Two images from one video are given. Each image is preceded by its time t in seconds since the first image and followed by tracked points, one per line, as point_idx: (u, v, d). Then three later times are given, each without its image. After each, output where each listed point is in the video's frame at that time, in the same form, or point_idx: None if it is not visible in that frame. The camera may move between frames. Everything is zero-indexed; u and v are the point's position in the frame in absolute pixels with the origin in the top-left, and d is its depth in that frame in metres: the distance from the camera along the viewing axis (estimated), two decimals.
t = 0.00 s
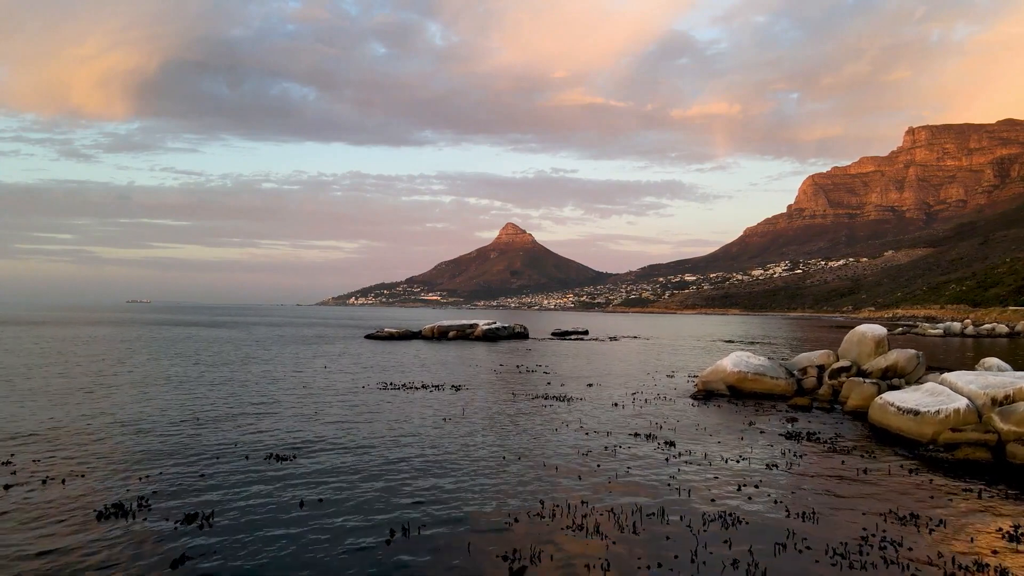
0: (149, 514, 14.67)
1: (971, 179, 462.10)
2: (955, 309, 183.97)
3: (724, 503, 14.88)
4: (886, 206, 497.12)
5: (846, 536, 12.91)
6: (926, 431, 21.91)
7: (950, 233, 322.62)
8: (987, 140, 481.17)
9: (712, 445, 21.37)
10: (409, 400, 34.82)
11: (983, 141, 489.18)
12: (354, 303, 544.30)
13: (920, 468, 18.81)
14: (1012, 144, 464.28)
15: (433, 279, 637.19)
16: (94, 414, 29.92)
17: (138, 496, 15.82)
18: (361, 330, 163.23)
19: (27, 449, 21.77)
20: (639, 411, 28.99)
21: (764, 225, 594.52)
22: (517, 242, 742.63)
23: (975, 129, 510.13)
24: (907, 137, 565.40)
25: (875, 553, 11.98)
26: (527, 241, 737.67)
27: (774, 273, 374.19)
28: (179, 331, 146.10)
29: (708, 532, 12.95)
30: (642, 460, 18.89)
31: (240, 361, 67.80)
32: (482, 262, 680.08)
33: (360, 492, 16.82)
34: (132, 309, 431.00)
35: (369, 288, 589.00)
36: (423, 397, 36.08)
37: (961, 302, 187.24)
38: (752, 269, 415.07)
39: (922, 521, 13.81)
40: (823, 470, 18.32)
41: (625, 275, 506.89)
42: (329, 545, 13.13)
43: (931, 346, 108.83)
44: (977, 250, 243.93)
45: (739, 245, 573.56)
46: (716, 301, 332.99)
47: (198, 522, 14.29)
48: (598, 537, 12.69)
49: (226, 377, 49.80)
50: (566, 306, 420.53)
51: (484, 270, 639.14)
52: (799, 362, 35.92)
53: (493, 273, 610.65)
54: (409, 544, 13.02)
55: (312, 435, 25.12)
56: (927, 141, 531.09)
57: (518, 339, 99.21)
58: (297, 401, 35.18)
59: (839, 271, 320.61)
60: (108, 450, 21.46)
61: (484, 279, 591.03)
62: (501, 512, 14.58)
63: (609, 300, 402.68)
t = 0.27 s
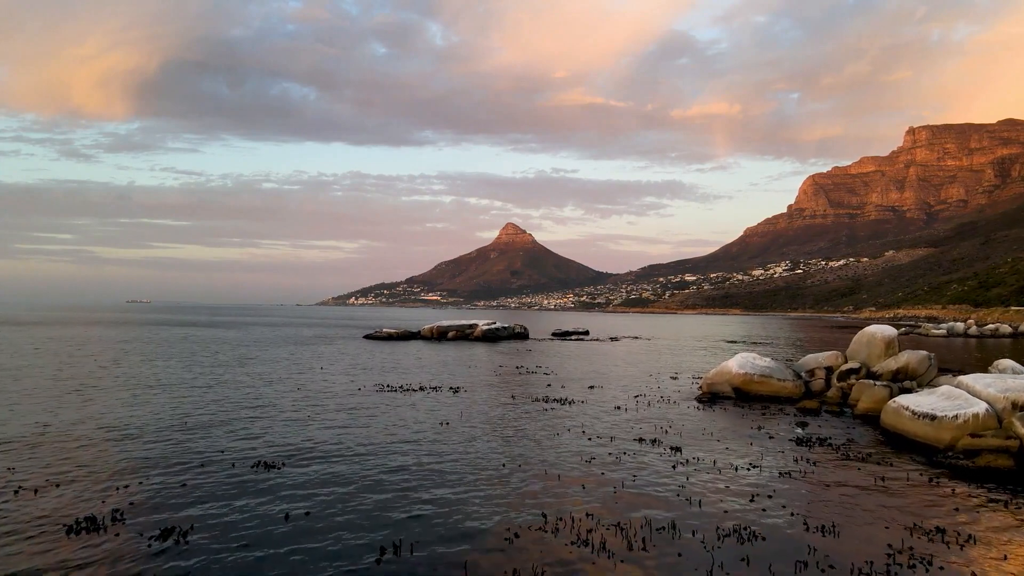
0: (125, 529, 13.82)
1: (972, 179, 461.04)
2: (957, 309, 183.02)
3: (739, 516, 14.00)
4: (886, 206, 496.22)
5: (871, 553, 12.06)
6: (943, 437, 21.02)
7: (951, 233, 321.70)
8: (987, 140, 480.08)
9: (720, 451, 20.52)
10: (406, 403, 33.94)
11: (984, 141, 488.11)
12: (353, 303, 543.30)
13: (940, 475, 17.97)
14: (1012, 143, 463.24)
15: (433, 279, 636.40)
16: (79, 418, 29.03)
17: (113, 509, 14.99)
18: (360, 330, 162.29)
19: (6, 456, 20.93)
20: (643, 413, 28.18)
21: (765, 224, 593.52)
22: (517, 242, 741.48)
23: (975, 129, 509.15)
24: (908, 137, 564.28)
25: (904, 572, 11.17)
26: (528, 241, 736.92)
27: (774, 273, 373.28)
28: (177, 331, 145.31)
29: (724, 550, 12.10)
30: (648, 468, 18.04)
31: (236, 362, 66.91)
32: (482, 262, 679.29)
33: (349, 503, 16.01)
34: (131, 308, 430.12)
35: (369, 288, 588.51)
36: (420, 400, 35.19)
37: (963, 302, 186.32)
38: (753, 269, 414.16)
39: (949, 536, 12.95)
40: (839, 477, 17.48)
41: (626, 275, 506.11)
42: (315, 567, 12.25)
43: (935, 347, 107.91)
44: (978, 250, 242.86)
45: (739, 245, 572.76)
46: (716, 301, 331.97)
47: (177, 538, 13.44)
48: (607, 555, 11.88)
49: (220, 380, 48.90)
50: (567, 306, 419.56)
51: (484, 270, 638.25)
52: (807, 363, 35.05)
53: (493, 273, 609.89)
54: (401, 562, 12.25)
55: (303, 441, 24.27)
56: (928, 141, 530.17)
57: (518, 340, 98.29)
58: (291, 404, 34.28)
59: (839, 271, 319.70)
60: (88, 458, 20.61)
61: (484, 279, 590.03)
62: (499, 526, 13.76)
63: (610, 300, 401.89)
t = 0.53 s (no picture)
0: (96, 545, 13.00)
1: (973, 179, 459.90)
2: (958, 309, 182.03)
3: (754, 530, 13.17)
4: (887, 206, 495.21)
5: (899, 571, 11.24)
6: (963, 442, 20.11)
7: (952, 233, 320.62)
8: (988, 140, 478.60)
9: (729, 456, 19.66)
10: (402, 407, 33.02)
11: (984, 141, 486.98)
12: (353, 303, 542.30)
13: (962, 484, 17.13)
14: (1013, 143, 462.12)
15: (433, 279, 635.64)
16: (64, 424, 28.14)
17: (86, 523, 14.19)
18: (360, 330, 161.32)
19: None
20: (646, 417, 27.32)
21: (765, 224, 592.64)
22: (517, 242, 740.05)
23: (976, 128, 507.95)
24: (908, 137, 563.08)
25: None
26: (528, 241, 736.13)
27: (775, 273, 372.36)
28: (175, 331, 144.54)
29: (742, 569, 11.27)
30: (655, 476, 17.20)
31: (232, 363, 66.00)
32: (482, 262, 678.34)
33: (338, 517, 15.20)
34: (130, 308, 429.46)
35: (369, 288, 587.92)
36: (416, 403, 34.26)
37: (965, 302, 185.30)
38: (753, 269, 413.27)
39: (982, 552, 12.12)
40: (857, 485, 16.64)
41: (626, 275, 505.26)
42: None
43: (938, 347, 106.94)
44: (979, 250, 241.75)
45: (740, 245, 571.84)
46: (717, 301, 330.90)
47: (151, 556, 12.61)
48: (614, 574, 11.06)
49: (214, 382, 48.04)
50: (567, 306, 418.49)
51: (484, 270, 637.34)
52: (814, 365, 34.13)
53: (493, 273, 609.02)
54: None
55: (292, 448, 23.39)
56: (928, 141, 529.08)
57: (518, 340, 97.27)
58: (284, 408, 33.38)
59: (840, 271, 318.68)
60: (66, 467, 19.73)
61: (483, 279, 589.28)
62: (498, 542, 12.91)
63: (610, 300, 401.05)
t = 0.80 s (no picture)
0: (62, 565, 12.19)
1: (973, 178, 458.78)
2: (960, 309, 181.10)
3: (772, 547, 12.35)
4: (887, 206, 494.30)
5: None
6: (984, 449, 19.23)
7: (952, 233, 319.63)
8: (988, 140, 477.70)
9: (739, 463, 18.86)
10: (399, 411, 32.23)
11: (984, 141, 486.01)
12: (354, 303, 541.76)
13: (986, 494, 16.30)
14: (1013, 143, 461.10)
15: (433, 279, 634.91)
16: (51, 431, 27.47)
17: (53, 541, 13.39)
18: (359, 330, 160.84)
19: None
20: (650, 421, 26.47)
21: (765, 224, 591.89)
22: (517, 242, 739.72)
23: (976, 128, 507.01)
24: (909, 137, 562.06)
25: None
26: (528, 241, 735.38)
27: (775, 273, 371.55)
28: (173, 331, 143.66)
29: None
30: (663, 485, 16.36)
31: (229, 364, 65.36)
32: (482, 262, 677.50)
33: (324, 533, 14.37)
34: (132, 308, 431.28)
35: (369, 288, 587.18)
36: (414, 406, 33.45)
37: (967, 302, 184.36)
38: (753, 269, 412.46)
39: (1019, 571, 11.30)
40: (876, 496, 15.81)
41: (626, 275, 504.49)
42: None
43: (942, 347, 106.02)
44: (980, 250, 240.78)
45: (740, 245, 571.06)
46: (717, 301, 330.23)
47: None
48: None
49: (209, 384, 47.29)
50: (567, 306, 418.02)
51: (484, 270, 636.49)
52: (823, 366, 33.20)
53: (493, 273, 608.23)
54: None
55: (282, 455, 22.58)
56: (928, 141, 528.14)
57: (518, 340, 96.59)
58: (278, 413, 32.62)
59: (840, 271, 317.78)
60: (44, 477, 18.96)
61: (483, 279, 588.42)
62: (496, 562, 12.11)
63: (610, 300, 400.22)
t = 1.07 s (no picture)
0: None
1: (973, 178, 457.92)
2: (962, 309, 180.27)
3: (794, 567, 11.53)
4: (887, 206, 493.44)
5: None
6: (1007, 456, 18.37)
7: (953, 233, 318.80)
8: (989, 140, 476.47)
9: (750, 470, 18.00)
10: (396, 415, 31.40)
11: (985, 141, 485.10)
12: (354, 303, 542.57)
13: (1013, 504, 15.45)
14: (1014, 143, 460.22)
15: (433, 279, 634.36)
16: (37, 439, 26.75)
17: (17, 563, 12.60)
18: (358, 330, 160.07)
19: None
20: (655, 424, 25.62)
21: (766, 224, 591.14)
22: (517, 242, 738.93)
23: (977, 128, 506.14)
24: (909, 137, 561.04)
25: None
26: (528, 241, 734.77)
27: (776, 273, 370.81)
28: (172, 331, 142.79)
29: None
30: (672, 496, 15.52)
31: (225, 365, 64.61)
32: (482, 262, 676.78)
33: (310, 551, 13.56)
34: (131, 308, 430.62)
35: (369, 288, 586.65)
36: (411, 410, 32.61)
37: (968, 302, 183.49)
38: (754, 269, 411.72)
39: None
40: (899, 506, 14.96)
41: (626, 275, 503.78)
42: None
43: (945, 347, 105.12)
44: (981, 250, 239.86)
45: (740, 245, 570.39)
46: (717, 301, 329.36)
47: None
48: None
49: (203, 386, 46.51)
50: (567, 306, 417.25)
51: (484, 270, 635.83)
52: (831, 368, 32.27)
53: (493, 272, 607.58)
54: None
55: (273, 463, 21.79)
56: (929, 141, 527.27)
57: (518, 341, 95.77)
58: (272, 418, 31.85)
59: (841, 271, 316.99)
60: (21, 489, 18.17)
61: (483, 279, 587.74)
62: None
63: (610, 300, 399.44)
